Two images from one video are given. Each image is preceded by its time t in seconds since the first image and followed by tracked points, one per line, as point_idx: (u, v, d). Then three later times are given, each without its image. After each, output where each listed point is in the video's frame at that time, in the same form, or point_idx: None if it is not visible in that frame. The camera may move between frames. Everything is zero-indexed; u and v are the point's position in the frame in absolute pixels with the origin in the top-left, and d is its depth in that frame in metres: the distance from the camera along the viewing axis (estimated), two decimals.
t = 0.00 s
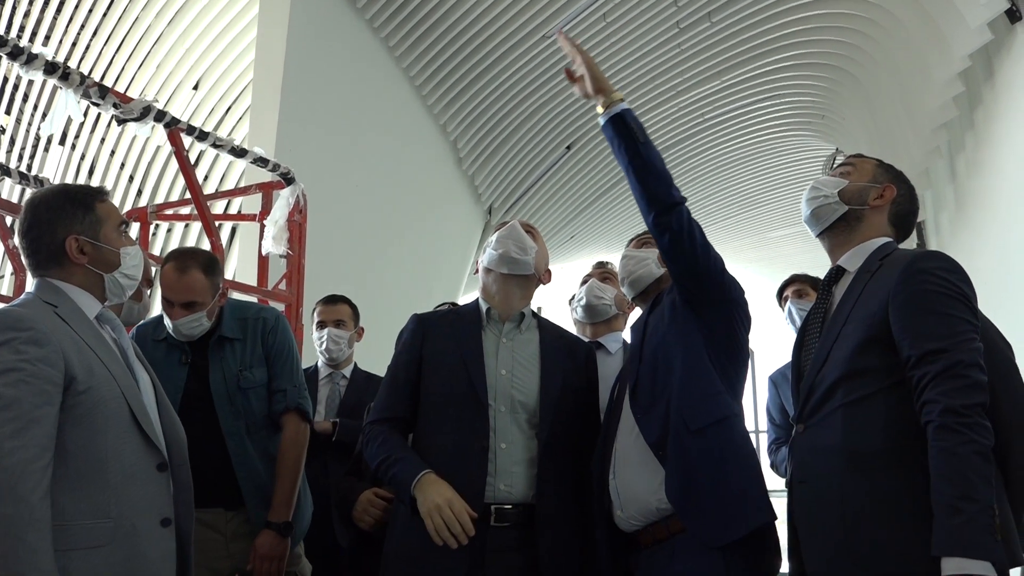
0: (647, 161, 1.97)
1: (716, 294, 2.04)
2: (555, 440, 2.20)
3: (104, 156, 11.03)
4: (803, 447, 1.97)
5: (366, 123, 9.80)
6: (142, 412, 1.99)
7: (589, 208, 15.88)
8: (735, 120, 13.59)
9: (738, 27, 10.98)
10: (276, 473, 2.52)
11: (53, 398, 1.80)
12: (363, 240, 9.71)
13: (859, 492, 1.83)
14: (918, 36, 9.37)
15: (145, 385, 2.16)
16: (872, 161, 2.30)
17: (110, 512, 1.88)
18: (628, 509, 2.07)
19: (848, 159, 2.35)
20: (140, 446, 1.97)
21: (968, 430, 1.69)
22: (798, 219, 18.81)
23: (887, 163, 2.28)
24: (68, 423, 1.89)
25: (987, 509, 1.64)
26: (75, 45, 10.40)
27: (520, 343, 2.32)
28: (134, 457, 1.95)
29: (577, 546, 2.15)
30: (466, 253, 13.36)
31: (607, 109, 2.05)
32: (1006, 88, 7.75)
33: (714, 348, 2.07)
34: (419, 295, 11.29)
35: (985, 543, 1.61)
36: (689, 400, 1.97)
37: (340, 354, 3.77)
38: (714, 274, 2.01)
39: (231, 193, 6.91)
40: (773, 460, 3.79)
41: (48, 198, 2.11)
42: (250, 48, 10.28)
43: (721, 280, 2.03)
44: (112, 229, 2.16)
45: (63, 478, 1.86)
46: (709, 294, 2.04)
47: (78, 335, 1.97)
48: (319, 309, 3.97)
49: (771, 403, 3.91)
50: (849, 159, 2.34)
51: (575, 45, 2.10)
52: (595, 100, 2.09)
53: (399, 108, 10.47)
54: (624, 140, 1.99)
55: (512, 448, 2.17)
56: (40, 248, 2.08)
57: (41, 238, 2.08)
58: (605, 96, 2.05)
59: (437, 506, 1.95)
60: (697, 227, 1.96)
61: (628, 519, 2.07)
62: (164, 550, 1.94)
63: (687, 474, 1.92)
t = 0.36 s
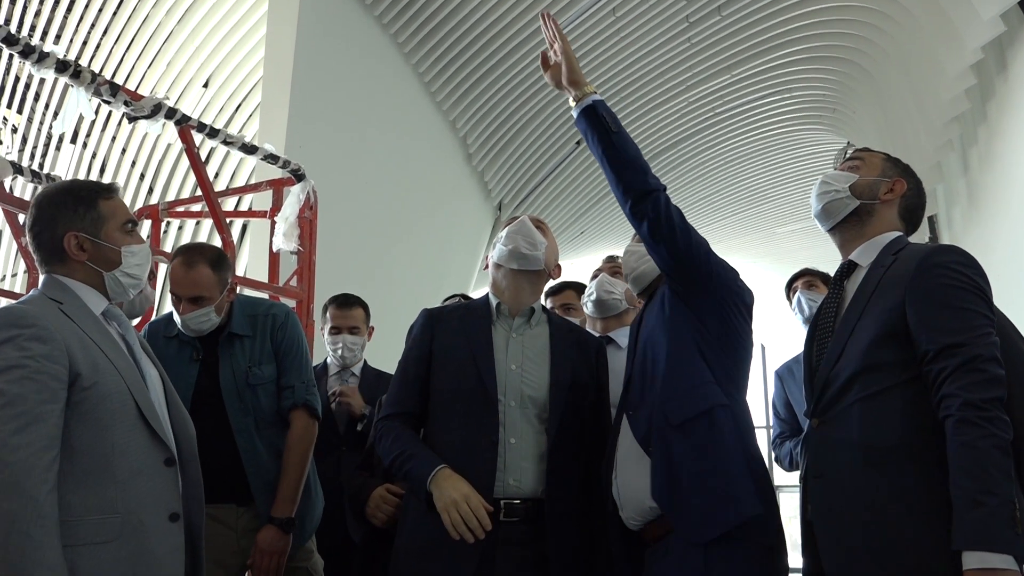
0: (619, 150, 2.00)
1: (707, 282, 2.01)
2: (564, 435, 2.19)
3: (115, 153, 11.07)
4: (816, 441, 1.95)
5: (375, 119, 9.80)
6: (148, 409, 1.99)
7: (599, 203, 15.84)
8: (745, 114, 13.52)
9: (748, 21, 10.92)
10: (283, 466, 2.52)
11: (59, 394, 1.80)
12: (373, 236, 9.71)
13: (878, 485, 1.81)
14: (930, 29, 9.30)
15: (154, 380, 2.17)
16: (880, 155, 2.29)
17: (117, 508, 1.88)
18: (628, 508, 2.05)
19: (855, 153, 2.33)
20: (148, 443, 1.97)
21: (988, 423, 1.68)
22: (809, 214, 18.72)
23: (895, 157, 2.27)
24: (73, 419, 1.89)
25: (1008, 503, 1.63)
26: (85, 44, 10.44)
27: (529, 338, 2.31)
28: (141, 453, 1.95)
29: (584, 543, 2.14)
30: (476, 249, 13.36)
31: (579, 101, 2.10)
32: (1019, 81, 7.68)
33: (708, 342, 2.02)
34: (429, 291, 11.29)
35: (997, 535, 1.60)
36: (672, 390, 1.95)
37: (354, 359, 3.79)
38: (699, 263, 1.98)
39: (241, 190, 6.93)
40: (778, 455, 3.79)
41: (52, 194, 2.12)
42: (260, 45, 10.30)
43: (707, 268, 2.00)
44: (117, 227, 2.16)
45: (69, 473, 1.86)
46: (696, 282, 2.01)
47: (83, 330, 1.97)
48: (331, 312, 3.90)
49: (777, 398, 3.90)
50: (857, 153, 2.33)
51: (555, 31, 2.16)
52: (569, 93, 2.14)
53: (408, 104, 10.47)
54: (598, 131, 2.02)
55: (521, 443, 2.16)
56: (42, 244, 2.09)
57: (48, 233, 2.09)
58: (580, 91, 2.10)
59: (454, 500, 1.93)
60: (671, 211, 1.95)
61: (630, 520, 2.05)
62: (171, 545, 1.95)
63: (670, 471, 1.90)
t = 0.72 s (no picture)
0: (603, 134, 1.97)
1: (694, 271, 1.95)
2: (563, 434, 2.19)
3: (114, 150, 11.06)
4: (819, 438, 1.96)
5: (375, 116, 9.79)
6: (131, 405, 1.98)
7: (599, 200, 15.84)
8: (745, 112, 13.52)
9: (747, 19, 10.91)
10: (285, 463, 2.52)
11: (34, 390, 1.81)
12: (373, 234, 9.71)
13: (884, 482, 1.82)
14: (930, 27, 9.30)
15: (148, 377, 2.18)
16: (880, 152, 2.29)
17: (96, 505, 1.88)
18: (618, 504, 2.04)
19: (855, 150, 2.33)
20: (131, 439, 1.96)
21: (994, 421, 1.68)
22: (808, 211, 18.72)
23: (894, 155, 2.28)
24: (51, 414, 1.89)
25: (1017, 500, 1.63)
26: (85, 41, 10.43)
27: (528, 336, 2.31)
28: (123, 449, 1.94)
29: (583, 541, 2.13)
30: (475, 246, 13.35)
31: (564, 86, 2.09)
32: (1018, 79, 7.69)
33: (695, 334, 1.96)
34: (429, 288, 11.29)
35: (1013, 529, 1.60)
36: (648, 379, 1.91)
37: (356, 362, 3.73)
38: (685, 249, 1.92)
39: (240, 187, 6.92)
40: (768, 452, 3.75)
41: (40, 190, 2.15)
42: (259, 42, 10.29)
43: (695, 255, 1.93)
44: (93, 223, 2.14)
45: (46, 469, 1.86)
46: (682, 269, 1.94)
47: (64, 326, 1.97)
48: (338, 318, 3.78)
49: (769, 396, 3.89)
50: (856, 150, 2.33)
51: (546, 17, 2.17)
52: (556, 78, 2.13)
53: (408, 102, 10.47)
54: (583, 114, 2.00)
55: (518, 440, 2.16)
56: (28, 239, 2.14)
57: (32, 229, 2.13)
58: (564, 77, 2.10)
59: (455, 501, 1.94)
60: (650, 191, 1.91)
61: (617, 517, 2.09)
62: (151, 543, 1.94)
63: (636, 460, 1.86)
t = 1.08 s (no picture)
0: (601, 138, 1.98)
1: (690, 271, 1.95)
2: (565, 435, 2.19)
3: (119, 150, 11.08)
4: (826, 438, 1.95)
5: (379, 116, 9.80)
6: (106, 401, 1.97)
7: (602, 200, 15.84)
8: (748, 113, 13.51)
9: (750, 19, 10.89)
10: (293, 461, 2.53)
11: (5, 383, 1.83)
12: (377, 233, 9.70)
13: (892, 482, 1.82)
14: (933, 28, 9.29)
15: (143, 375, 2.20)
16: (886, 155, 2.29)
17: (64, 500, 1.86)
18: (615, 506, 2.01)
19: (861, 153, 2.33)
20: (104, 435, 1.95)
21: (1005, 422, 1.68)
22: (813, 212, 18.68)
23: (901, 157, 2.28)
24: (25, 409, 1.88)
25: None
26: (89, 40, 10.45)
27: (532, 337, 2.30)
28: (96, 445, 1.93)
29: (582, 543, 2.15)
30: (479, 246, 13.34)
31: (565, 89, 2.08)
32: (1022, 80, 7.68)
33: (691, 335, 1.96)
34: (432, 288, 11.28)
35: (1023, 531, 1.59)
36: (651, 380, 1.90)
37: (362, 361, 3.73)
38: (682, 250, 1.92)
39: (244, 187, 6.91)
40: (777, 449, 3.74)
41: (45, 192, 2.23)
42: (263, 42, 10.30)
43: (691, 259, 1.94)
44: (73, 224, 2.16)
45: (17, 463, 1.85)
46: (677, 271, 1.95)
47: (44, 321, 1.98)
48: (347, 319, 3.79)
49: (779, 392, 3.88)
50: (862, 152, 2.33)
51: (548, 18, 2.16)
52: (557, 79, 2.13)
53: (411, 102, 10.47)
54: (582, 118, 2.01)
55: (521, 441, 2.16)
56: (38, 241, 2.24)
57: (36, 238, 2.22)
58: (566, 78, 2.09)
59: (456, 504, 1.95)
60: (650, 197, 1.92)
61: (618, 517, 2.02)
62: (120, 541, 1.92)
63: (643, 463, 1.85)
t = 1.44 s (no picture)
0: (588, 145, 1.98)
1: (680, 272, 1.95)
2: (564, 440, 2.18)
3: (117, 153, 11.07)
4: (828, 441, 1.94)
5: (377, 119, 9.80)
6: (110, 402, 1.97)
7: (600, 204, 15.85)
8: (746, 117, 13.52)
9: (748, 24, 10.89)
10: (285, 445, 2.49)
11: (11, 386, 1.84)
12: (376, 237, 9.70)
13: (896, 483, 1.81)
14: (932, 32, 9.31)
15: (151, 377, 2.18)
16: (887, 159, 2.29)
17: (67, 499, 1.85)
18: (613, 509, 2.02)
19: (862, 157, 2.33)
20: (107, 435, 1.95)
21: (1011, 427, 1.68)
22: (811, 217, 18.70)
23: (902, 163, 2.28)
24: (30, 410, 1.88)
25: None
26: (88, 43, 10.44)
27: (532, 342, 2.29)
28: (99, 445, 1.93)
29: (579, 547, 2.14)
30: (477, 250, 13.34)
31: (554, 99, 2.07)
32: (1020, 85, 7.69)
33: (684, 337, 1.95)
34: (430, 291, 11.28)
35: None
36: (643, 379, 1.90)
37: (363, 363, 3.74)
38: (670, 252, 1.92)
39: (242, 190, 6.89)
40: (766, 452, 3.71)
41: (66, 198, 2.23)
42: (263, 46, 10.29)
43: (679, 261, 1.94)
44: (115, 230, 2.21)
45: (22, 462, 1.85)
46: (666, 273, 1.94)
47: (50, 324, 1.99)
48: (345, 320, 3.77)
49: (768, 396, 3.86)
50: (863, 157, 2.33)
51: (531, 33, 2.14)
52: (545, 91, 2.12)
53: (410, 106, 10.47)
54: (569, 126, 2.00)
55: (521, 446, 2.15)
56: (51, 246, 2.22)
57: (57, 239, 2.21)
58: (554, 90, 2.08)
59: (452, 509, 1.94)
60: (636, 200, 1.91)
61: (615, 519, 2.03)
62: (121, 542, 1.91)
63: (633, 463, 1.84)
